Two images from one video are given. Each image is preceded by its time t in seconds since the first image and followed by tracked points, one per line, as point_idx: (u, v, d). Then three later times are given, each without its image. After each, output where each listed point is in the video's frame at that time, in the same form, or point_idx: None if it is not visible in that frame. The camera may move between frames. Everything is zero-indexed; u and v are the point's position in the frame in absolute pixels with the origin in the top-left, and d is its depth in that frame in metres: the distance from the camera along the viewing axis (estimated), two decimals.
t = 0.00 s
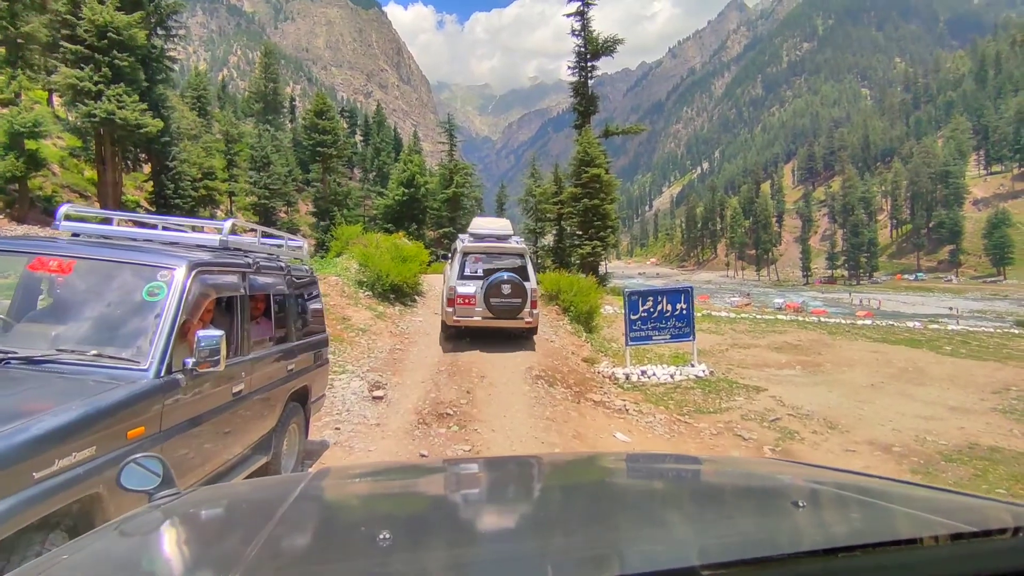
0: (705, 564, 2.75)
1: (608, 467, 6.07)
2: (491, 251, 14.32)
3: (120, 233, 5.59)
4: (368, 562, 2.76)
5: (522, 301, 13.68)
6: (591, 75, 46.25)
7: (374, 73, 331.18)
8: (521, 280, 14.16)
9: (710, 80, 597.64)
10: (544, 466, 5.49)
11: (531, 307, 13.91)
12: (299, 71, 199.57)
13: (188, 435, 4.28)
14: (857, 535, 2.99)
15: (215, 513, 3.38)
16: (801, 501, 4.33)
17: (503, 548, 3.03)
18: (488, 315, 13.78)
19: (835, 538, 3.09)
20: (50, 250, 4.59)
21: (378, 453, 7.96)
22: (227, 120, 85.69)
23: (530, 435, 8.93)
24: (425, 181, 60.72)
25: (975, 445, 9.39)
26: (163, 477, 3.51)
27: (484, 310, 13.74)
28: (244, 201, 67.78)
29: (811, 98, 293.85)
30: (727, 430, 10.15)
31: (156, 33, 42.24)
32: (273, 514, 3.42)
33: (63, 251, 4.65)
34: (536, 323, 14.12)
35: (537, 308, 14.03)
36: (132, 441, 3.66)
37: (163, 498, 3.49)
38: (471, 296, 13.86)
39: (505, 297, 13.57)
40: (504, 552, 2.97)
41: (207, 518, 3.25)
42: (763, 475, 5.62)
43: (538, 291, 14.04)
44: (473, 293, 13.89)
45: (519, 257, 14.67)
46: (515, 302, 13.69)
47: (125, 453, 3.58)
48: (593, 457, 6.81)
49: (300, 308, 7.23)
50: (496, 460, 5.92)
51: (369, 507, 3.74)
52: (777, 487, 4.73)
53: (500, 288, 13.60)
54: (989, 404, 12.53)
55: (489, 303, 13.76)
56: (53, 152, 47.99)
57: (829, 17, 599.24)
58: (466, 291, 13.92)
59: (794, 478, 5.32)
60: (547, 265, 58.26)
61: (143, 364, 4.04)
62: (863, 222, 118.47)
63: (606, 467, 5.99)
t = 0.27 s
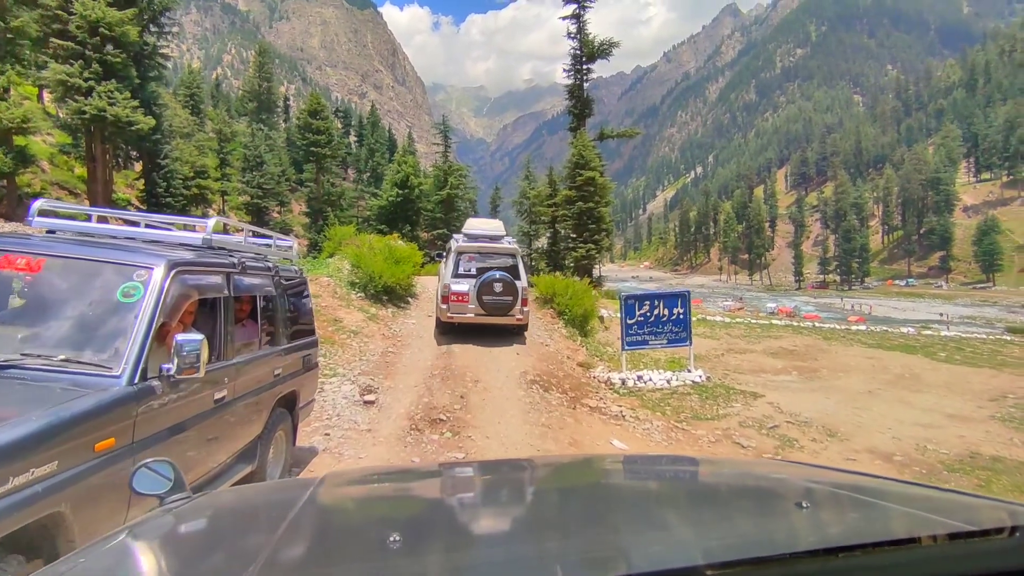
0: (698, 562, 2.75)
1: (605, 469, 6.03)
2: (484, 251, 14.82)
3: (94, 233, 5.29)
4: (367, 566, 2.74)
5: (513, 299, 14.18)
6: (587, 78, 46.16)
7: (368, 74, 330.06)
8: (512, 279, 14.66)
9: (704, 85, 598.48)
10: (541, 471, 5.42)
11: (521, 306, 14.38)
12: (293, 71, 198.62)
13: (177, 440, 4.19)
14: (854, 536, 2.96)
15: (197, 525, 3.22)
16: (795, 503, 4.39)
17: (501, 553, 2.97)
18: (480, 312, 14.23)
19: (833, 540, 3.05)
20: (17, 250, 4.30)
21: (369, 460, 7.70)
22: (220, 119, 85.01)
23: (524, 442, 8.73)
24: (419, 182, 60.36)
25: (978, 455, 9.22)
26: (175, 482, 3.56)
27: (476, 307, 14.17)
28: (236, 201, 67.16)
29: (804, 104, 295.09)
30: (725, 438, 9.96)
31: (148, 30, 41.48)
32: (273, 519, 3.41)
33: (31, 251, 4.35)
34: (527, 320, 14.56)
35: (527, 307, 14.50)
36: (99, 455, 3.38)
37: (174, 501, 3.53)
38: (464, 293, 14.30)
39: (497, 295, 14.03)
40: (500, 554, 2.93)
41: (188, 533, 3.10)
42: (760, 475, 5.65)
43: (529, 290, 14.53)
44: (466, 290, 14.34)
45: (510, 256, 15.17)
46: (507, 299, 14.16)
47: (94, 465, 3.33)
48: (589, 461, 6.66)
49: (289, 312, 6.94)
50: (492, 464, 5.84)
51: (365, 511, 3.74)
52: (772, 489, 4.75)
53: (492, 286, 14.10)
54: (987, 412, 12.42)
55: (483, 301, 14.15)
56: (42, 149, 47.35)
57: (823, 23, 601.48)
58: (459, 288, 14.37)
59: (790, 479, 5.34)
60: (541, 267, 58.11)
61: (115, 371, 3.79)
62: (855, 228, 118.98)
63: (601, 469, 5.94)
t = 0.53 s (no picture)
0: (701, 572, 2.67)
1: (596, 477, 5.81)
2: (473, 248, 15.29)
3: (46, 226, 4.78)
4: None
5: (500, 295, 14.59)
6: (579, 80, 45.97)
7: (360, 75, 328.56)
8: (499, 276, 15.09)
9: (695, 90, 599.38)
10: (530, 483, 5.23)
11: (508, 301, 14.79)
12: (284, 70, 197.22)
13: (141, 451, 3.90)
14: (856, 550, 2.90)
15: (149, 553, 2.89)
16: (781, 509, 4.33)
17: (492, 563, 2.84)
18: (468, 306, 14.65)
19: (838, 553, 2.94)
20: None
21: (352, 470, 7.30)
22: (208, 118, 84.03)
23: (514, 450, 8.39)
24: (410, 183, 59.83)
25: (980, 466, 8.98)
26: (187, 484, 3.74)
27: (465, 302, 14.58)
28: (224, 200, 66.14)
29: (793, 110, 296.88)
30: (723, 447, 9.65)
31: (135, 25, 40.99)
32: (259, 528, 3.35)
33: None
34: (513, 316, 15.00)
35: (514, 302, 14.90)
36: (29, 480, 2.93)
37: (185, 504, 3.68)
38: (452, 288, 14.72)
39: (484, 290, 14.44)
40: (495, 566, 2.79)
41: (138, 561, 2.75)
42: (745, 479, 5.54)
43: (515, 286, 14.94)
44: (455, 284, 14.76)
45: (498, 254, 15.68)
46: (494, 294, 14.56)
47: (23, 491, 2.88)
48: (582, 470, 6.40)
49: (268, 315, 6.52)
50: (476, 472, 5.64)
51: (349, 517, 3.61)
52: (760, 495, 4.63)
53: (480, 281, 14.52)
54: (986, 421, 12.21)
55: (471, 296, 14.63)
56: (25, 145, 46.36)
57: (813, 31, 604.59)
58: (448, 283, 14.78)
59: (784, 482, 5.20)
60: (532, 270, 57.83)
61: (57, 380, 3.37)
62: (842, 233, 119.76)
63: (592, 478, 5.72)
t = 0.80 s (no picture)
0: None
1: (586, 488, 5.59)
2: (460, 244, 15.57)
3: None
4: None
5: (485, 290, 14.80)
6: (570, 83, 45.68)
7: (350, 76, 327.08)
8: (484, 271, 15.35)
9: (684, 95, 599.55)
10: (518, 497, 5.04)
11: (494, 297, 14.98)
12: (273, 72, 196.53)
13: (93, 461, 3.56)
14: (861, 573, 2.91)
15: None
16: (773, 522, 4.25)
17: None
18: (454, 301, 14.90)
19: None
20: None
21: (330, 481, 6.82)
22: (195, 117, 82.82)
23: (504, 460, 7.94)
24: (398, 185, 59.28)
25: (987, 474, 8.67)
26: (189, 490, 3.77)
27: (450, 298, 14.84)
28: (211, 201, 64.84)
29: (781, 116, 298.61)
30: (721, 455, 9.27)
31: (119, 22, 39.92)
32: (248, 540, 3.27)
33: None
34: (498, 311, 15.22)
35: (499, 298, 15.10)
36: None
37: (189, 510, 3.75)
38: (439, 282, 14.94)
39: (470, 285, 14.68)
40: None
41: (167, 555, 2.98)
42: (734, 489, 5.43)
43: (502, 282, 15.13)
44: (442, 279, 14.96)
45: (485, 251, 15.93)
46: (480, 289, 14.79)
47: None
48: (572, 480, 6.10)
49: (236, 313, 6.03)
50: (461, 484, 5.47)
51: (346, 530, 3.58)
52: (748, 509, 4.51)
53: (466, 276, 14.75)
54: (987, 427, 11.92)
55: (457, 291, 14.88)
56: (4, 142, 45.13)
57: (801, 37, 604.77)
58: (435, 277, 15.00)
59: (781, 493, 5.10)
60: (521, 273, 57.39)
61: None
62: (829, 238, 120.49)
63: (581, 490, 5.47)
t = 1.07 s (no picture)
0: None
1: (579, 498, 5.32)
2: (448, 242, 15.96)
3: None
4: None
5: (473, 286, 15.17)
6: (561, 86, 45.33)
7: (340, 79, 325.75)
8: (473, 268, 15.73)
9: (673, 101, 599.46)
10: (507, 508, 4.80)
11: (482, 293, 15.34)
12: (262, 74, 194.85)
13: (32, 482, 3.15)
14: None
15: None
16: (773, 532, 4.09)
17: None
18: (443, 297, 15.27)
19: None
20: None
21: (307, 498, 6.25)
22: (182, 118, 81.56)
23: (496, 472, 7.43)
24: (388, 188, 58.73)
25: (1001, 486, 8.28)
26: (179, 505, 3.80)
27: (439, 294, 15.19)
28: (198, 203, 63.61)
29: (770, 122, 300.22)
30: (725, 466, 8.80)
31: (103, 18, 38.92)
32: (224, 556, 3.14)
33: None
34: (486, 307, 15.55)
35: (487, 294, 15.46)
36: None
37: (178, 524, 3.68)
38: (428, 278, 15.30)
39: (459, 281, 15.08)
40: None
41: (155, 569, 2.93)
42: (729, 497, 5.23)
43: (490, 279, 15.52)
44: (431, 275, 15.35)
45: (473, 249, 16.32)
46: (469, 285, 15.17)
47: None
48: (565, 489, 5.74)
49: (200, 310, 5.46)
50: (448, 495, 5.29)
51: (330, 543, 3.43)
52: (739, 518, 4.36)
53: (455, 272, 15.16)
54: (993, 434, 11.56)
55: (446, 286, 15.23)
56: None
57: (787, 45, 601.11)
58: (424, 274, 15.38)
59: (775, 500, 5.00)
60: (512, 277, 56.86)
61: None
62: (817, 243, 121.02)
63: (572, 500, 5.23)
